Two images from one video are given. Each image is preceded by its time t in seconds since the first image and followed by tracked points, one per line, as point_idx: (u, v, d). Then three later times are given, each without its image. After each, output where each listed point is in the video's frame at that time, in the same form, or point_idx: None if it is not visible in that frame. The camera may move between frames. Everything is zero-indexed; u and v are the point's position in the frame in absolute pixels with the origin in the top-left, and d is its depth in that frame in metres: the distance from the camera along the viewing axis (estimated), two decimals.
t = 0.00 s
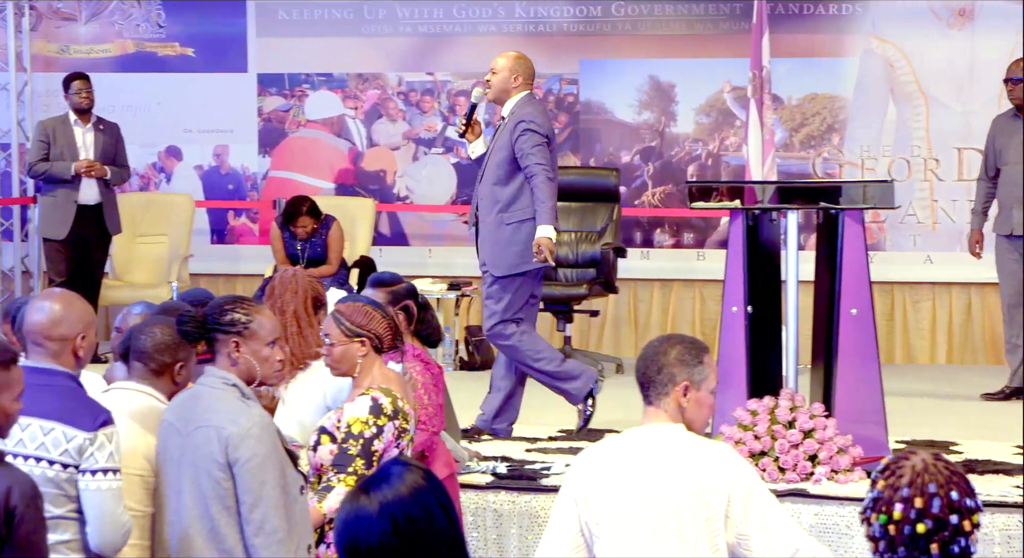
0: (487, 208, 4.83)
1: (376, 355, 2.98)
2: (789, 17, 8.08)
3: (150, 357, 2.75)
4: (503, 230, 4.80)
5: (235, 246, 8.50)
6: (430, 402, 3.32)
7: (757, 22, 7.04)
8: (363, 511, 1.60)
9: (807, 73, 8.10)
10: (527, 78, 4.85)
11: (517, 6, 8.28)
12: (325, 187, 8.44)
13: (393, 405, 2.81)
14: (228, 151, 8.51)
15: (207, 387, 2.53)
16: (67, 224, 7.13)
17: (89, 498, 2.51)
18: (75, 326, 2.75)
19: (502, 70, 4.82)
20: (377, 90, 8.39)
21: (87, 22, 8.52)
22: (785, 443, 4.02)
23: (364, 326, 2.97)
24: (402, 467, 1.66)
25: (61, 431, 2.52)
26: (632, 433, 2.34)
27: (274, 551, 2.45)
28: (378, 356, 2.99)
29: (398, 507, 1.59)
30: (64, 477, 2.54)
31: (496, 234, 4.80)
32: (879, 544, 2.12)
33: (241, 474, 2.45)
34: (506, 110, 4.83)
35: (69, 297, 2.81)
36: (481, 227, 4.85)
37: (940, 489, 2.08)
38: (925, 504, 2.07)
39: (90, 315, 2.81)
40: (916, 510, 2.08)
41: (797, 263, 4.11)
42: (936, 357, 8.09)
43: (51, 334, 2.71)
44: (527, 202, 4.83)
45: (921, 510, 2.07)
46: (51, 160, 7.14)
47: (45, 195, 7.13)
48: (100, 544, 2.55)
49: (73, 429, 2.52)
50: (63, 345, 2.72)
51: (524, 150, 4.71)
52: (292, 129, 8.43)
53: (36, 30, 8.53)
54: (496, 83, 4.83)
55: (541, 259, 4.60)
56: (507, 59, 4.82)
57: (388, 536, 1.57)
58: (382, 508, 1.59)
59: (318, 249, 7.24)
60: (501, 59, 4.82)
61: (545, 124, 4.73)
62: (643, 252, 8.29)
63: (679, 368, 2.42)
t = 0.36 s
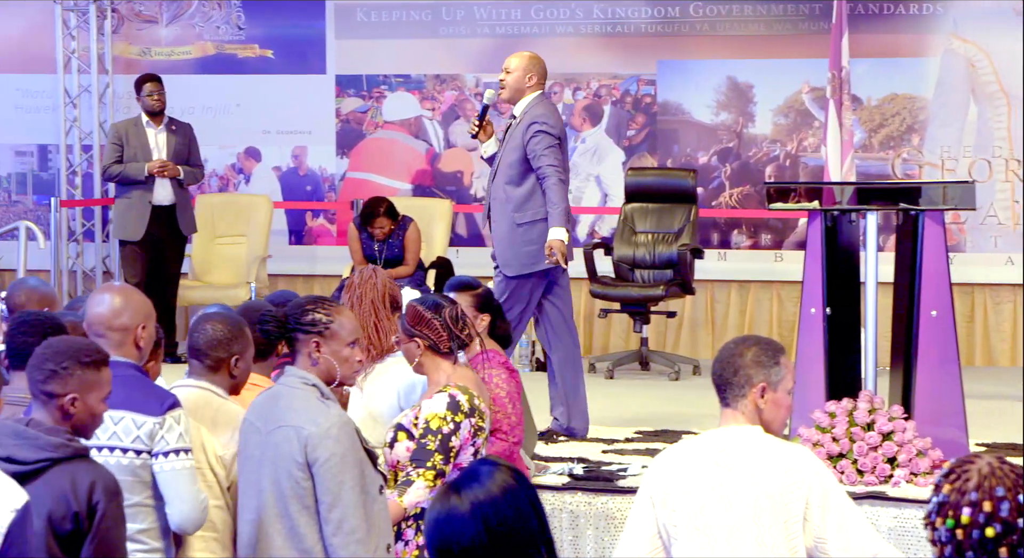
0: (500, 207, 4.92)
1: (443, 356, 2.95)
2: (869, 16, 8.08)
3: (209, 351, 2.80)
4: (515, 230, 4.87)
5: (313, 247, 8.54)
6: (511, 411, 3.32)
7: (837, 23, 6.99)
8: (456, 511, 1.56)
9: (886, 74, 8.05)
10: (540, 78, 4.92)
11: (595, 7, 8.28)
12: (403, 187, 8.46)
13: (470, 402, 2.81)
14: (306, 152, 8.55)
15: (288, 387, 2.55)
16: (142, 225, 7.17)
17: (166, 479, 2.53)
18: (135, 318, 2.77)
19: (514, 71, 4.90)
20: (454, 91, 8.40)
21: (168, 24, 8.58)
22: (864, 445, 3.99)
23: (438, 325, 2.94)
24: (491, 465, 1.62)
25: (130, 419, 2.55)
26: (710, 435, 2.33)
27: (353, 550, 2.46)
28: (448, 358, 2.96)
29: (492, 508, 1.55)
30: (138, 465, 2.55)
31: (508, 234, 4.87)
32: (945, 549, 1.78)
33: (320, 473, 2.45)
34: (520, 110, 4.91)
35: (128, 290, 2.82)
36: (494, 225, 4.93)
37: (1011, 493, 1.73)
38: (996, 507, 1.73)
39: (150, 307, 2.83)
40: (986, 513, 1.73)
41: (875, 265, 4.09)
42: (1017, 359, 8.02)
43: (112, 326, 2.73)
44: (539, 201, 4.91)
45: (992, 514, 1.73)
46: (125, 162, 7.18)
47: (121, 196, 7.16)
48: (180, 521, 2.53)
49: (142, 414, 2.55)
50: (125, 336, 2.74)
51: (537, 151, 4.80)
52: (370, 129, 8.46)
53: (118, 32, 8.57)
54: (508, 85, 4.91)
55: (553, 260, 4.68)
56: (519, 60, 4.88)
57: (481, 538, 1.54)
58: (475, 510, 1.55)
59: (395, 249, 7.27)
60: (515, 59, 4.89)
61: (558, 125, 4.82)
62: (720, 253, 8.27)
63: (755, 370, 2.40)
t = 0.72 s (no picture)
0: (471, 212, 4.81)
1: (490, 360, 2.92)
2: (919, 16, 8.05)
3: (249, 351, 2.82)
4: (486, 236, 4.77)
5: (360, 248, 8.57)
6: (563, 416, 3.29)
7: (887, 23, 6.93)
8: (539, 509, 1.45)
9: (936, 74, 8.01)
10: (511, 81, 4.76)
11: (643, 7, 8.27)
12: (451, 188, 8.48)
13: (519, 401, 2.81)
14: (354, 152, 8.57)
15: (335, 388, 2.56)
16: (185, 226, 7.15)
17: (211, 473, 2.56)
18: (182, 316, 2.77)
19: (484, 75, 4.73)
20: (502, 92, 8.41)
21: (217, 26, 8.59)
22: (912, 448, 3.88)
23: (485, 326, 2.92)
24: (566, 462, 1.53)
25: (178, 415, 2.58)
26: (756, 437, 2.33)
27: (398, 551, 2.46)
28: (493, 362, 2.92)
29: (577, 503, 1.45)
30: (186, 460, 2.60)
31: (478, 240, 4.77)
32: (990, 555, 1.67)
33: (367, 474, 2.46)
34: (491, 113, 4.76)
35: (176, 289, 2.82)
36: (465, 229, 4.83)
37: None
38: None
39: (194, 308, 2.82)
40: None
41: (925, 266, 4.07)
42: None
43: (161, 321, 2.73)
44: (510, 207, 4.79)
45: None
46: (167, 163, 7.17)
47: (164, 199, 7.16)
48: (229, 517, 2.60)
49: (189, 411, 2.58)
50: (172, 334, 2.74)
51: (505, 158, 4.67)
52: (418, 130, 8.47)
53: (168, 34, 8.58)
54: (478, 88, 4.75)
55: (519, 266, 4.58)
56: (489, 63, 4.72)
57: (569, 535, 1.44)
58: (560, 504, 1.45)
59: (443, 251, 7.28)
60: (486, 63, 4.72)
61: (528, 130, 4.67)
62: (767, 254, 8.25)
63: (802, 371, 2.39)
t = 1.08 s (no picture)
0: (467, 208, 5.22)
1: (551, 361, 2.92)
2: (982, 16, 8.01)
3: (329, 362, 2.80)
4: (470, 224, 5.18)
5: (420, 248, 8.59)
6: (623, 421, 3.29)
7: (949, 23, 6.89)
8: (647, 513, 1.39)
9: (999, 74, 7.95)
10: (501, 84, 5.18)
11: (703, 7, 8.25)
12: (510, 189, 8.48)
13: (580, 401, 2.80)
14: (414, 153, 8.58)
15: (391, 389, 2.57)
16: (242, 226, 7.11)
17: (275, 471, 2.62)
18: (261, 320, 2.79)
19: (477, 77, 5.17)
20: (562, 93, 8.41)
21: (278, 27, 8.62)
22: (974, 450, 3.76)
23: (546, 326, 2.93)
24: (665, 465, 1.46)
25: (238, 414, 2.63)
26: (818, 439, 2.32)
27: (454, 551, 2.45)
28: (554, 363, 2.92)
29: (683, 504, 1.39)
30: (248, 459, 2.65)
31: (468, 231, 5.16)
32: None
33: (422, 475, 2.46)
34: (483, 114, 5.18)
35: (262, 298, 2.84)
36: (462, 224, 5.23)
37: None
38: None
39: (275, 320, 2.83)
40: None
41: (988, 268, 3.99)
42: None
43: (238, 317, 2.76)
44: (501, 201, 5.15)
45: None
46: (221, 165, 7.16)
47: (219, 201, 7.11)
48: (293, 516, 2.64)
49: (249, 410, 2.63)
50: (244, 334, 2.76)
51: (490, 153, 5.06)
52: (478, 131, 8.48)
53: (230, 35, 8.61)
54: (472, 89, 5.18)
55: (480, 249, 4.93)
56: (478, 65, 5.16)
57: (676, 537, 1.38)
58: (666, 507, 1.39)
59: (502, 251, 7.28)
60: (481, 66, 5.16)
61: (510, 127, 5.08)
62: (828, 255, 8.21)
63: (865, 374, 2.37)
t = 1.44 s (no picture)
0: (444, 207, 4.63)
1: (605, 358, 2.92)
2: None
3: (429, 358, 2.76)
4: (456, 227, 4.58)
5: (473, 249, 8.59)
6: (677, 422, 3.28)
7: (1006, 24, 6.85)
8: (732, 520, 1.42)
9: None
10: (491, 79, 4.55)
11: (756, 8, 8.23)
12: (563, 190, 8.46)
13: (632, 398, 2.80)
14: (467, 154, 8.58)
15: (441, 389, 2.57)
16: (293, 227, 7.09)
17: (322, 467, 2.48)
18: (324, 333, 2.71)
19: (459, 72, 4.53)
20: (615, 93, 8.39)
21: (333, 28, 8.66)
22: None
23: (596, 323, 2.91)
24: (742, 470, 1.49)
25: (289, 407, 2.53)
26: (875, 439, 2.31)
27: (503, 552, 2.45)
28: (610, 360, 2.91)
29: (772, 511, 1.42)
30: (299, 453, 2.54)
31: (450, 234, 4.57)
32: None
33: (472, 475, 2.46)
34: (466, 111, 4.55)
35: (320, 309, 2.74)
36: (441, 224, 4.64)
37: None
38: None
39: (331, 327, 2.73)
40: None
41: None
42: None
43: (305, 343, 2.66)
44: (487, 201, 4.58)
45: None
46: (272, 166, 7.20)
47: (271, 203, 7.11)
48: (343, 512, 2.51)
49: (298, 403, 2.53)
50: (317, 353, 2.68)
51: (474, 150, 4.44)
52: (531, 132, 8.48)
53: (285, 35, 8.67)
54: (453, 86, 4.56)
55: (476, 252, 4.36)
56: (466, 61, 4.52)
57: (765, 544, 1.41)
58: (755, 513, 1.42)
59: (554, 253, 7.28)
60: (464, 63, 4.53)
61: (498, 123, 4.44)
62: (884, 256, 8.19)
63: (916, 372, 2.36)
